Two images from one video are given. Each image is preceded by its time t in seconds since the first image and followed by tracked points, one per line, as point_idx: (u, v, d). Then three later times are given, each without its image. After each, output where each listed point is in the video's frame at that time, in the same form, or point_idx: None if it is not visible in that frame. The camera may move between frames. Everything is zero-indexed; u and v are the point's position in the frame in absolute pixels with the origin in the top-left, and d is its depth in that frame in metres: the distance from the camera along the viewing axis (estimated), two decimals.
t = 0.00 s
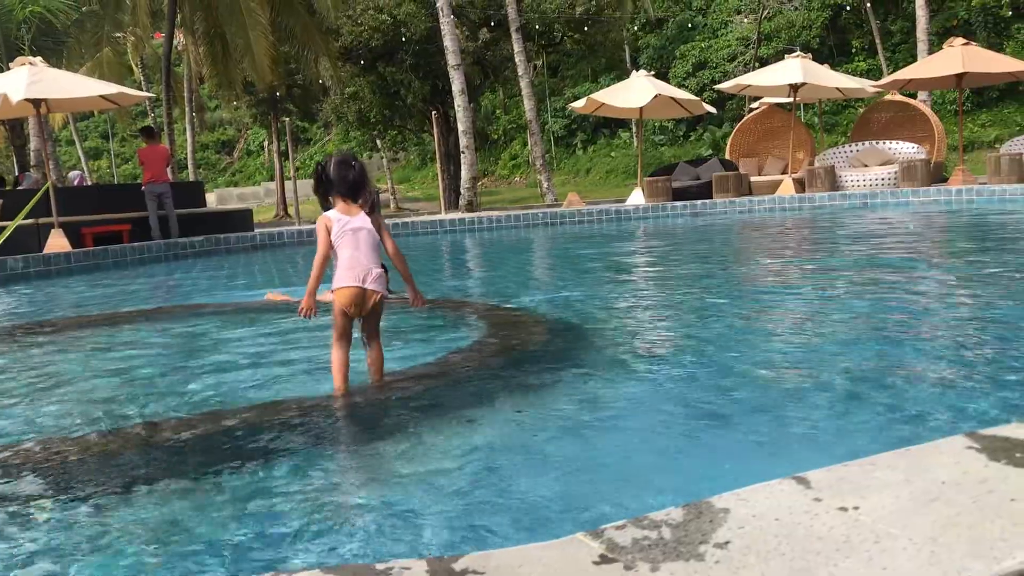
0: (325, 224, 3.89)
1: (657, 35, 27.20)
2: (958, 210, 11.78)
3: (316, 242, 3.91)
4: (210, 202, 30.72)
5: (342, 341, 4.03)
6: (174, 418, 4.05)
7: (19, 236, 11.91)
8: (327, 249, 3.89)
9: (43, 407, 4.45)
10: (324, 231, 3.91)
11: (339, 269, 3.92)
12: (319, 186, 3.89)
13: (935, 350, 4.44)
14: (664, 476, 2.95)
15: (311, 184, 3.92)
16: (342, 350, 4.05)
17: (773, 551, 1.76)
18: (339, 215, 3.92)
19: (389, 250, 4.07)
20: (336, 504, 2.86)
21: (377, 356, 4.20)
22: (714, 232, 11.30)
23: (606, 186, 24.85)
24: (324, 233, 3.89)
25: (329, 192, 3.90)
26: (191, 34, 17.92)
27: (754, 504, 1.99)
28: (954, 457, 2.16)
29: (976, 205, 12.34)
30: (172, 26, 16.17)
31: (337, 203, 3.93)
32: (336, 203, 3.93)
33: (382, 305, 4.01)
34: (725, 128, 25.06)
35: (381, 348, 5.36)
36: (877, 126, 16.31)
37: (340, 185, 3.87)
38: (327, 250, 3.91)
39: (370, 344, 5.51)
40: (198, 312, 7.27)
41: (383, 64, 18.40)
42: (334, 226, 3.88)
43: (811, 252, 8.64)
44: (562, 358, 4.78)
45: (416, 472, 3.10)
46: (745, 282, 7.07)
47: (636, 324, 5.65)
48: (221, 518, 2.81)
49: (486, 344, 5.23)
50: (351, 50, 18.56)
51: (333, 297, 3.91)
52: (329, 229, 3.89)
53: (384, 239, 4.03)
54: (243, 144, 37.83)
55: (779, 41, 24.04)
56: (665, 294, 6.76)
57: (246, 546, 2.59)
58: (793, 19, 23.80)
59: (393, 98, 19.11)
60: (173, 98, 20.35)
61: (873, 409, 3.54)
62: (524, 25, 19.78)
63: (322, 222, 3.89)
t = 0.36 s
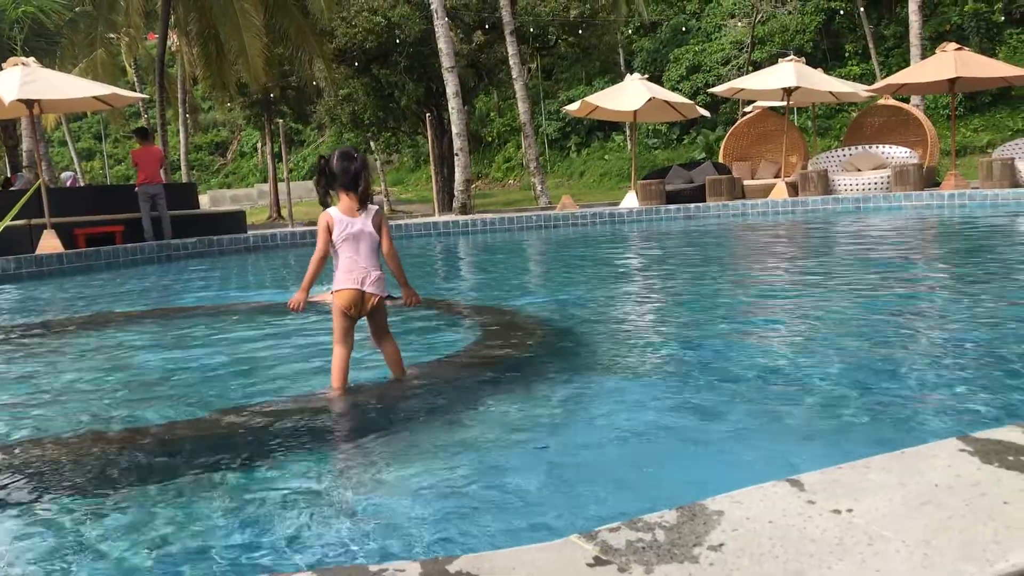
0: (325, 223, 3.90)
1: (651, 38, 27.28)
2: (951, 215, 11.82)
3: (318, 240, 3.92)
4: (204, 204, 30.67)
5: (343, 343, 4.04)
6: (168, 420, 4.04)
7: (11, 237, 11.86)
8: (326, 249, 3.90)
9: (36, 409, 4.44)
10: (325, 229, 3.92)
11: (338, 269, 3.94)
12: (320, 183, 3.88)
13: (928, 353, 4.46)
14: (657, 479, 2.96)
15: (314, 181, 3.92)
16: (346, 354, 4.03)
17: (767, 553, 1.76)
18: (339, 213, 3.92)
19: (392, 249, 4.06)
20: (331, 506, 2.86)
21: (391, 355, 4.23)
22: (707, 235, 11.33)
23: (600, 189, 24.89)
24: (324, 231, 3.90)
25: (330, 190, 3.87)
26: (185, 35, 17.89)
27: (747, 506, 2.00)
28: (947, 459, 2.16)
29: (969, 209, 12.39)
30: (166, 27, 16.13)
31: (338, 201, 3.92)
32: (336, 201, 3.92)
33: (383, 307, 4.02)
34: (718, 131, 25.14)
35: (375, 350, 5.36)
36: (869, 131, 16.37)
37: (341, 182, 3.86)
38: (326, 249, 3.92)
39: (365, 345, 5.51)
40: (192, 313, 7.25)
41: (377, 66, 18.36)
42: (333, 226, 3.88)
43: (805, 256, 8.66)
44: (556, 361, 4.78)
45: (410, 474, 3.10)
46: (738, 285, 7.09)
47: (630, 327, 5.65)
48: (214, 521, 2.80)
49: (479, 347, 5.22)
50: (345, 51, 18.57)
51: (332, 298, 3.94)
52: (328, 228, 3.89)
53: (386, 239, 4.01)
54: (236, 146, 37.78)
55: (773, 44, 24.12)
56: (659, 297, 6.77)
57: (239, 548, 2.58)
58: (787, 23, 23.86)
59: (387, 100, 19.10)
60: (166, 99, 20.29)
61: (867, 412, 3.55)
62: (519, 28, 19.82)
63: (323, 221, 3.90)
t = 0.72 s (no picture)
0: (347, 223, 4.05)
1: (645, 41, 27.31)
2: (942, 219, 11.87)
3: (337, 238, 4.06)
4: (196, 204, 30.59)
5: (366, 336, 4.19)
6: (161, 421, 4.02)
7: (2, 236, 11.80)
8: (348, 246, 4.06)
9: (28, 409, 4.41)
10: (345, 227, 4.06)
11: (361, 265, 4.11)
12: (339, 183, 4.04)
13: (919, 357, 4.47)
14: (651, 481, 2.97)
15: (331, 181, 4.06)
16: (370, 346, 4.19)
17: (760, 556, 1.77)
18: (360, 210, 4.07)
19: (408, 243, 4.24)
20: (322, 507, 2.86)
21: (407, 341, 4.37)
22: (700, 238, 11.35)
23: (593, 191, 24.92)
24: (345, 229, 4.05)
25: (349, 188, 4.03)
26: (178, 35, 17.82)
27: (741, 508, 2.00)
28: (940, 463, 2.17)
29: (960, 213, 12.43)
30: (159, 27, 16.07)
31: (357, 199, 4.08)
32: (356, 198, 4.07)
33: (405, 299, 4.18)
34: (712, 134, 25.19)
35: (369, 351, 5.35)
36: (862, 135, 16.43)
37: (358, 181, 4.02)
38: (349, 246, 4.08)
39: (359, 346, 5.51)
40: (184, 313, 7.23)
41: (371, 66, 18.37)
42: (354, 224, 4.03)
43: (797, 258, 8.69)
44: (550, 363, 4.78)
45: (406, 475, 3.09)
46: (731, 288, 7.10)
47: (623, 329, 5.66)
48: (207, 521, 2.79)
49: (473, 348, 5.23)
50: (339, 52, 18.59)
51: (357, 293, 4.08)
52: (349, 227, 4.04)
53: (404, 232, 4.19)
54: (229, 146, 37.70)
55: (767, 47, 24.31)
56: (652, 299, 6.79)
57: (231, 549, 2.58)
58: (780, 26, 23.89)
59: (381, 100, 19.09)
60: (159, 98, 20.21)
61: (859, 415, 3.57)
62: (513, 30, 19.83)
63: (343, 220, 4.05)
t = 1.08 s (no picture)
0: (375, 221, 4.13)
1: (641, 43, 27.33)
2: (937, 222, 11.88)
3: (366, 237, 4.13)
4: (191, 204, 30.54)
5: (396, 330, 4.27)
6: (156, 421, 4.01)
7: None
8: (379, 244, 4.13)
9: (23, 409, 4.40)
10: (373, 227, 4.13)
11: (391, 262, 4.19)
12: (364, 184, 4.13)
13: (914, 360, 4.48)
14: (648, 483, 2.97)
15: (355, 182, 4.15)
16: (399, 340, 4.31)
17: (756, 558, 1.77)
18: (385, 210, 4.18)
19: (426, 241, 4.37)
20: (318, 509, 2.85)
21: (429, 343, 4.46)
22: (696, 240, 11.36)
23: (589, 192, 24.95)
24: (373, 228, 4.13)
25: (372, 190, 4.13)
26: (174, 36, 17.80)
27: (737, 511, 2.01)
28: (935, 466, 2.18)
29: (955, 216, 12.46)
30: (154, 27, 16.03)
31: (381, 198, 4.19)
32: (381, 198, 4.18)
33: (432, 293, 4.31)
34: (708, 136, 25.25)
35: (366, 351, 5.35)
36: (857, 137, 16.47)
37: (380, 182, 4.16)
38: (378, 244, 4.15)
39: (355, 348, 5.51)
40: (179, 314, 7.22)
41: (368, 67, 18.41)
42: (385, 222, 4.11)
43: (793, 261, 8.70)
44: (547, 364, 4.78)
45: (402, 477, 3.09)
46: (726, 290, 7.10)
47: (618, 331, 5.66)
48: (202, 523, 2.78)
49: (468, 349, 5.23)
50: (335, 53, 18.59)
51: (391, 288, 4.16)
52: (378, 225, 4.13)
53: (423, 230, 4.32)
54: (225, 147, 37.67)
55: (762, 50, 24.28)
56: (648, 301, 6.79)
57: (226, 551, 2.57)
58: (775, 28, 23.89)
59: (377, 102, 19.12)
60: (155, 98, 20.19)
61: (854, 418, 3.57)
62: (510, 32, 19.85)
63: (372, 218, 4.13)
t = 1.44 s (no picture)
0: (389, 223, 4.30)
1: (640, 44, 27.34)
2: (936, 223, 11.89)
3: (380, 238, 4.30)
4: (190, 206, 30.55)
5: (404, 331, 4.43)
6: (154, 423, 4.00)
7: None
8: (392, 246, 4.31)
9: (21, 411, 4.39)
10: (389, 229, 4.28)
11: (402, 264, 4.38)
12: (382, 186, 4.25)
13: (913, 361, 4.49)
14: (647, 483, 2.97)
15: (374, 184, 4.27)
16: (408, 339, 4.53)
17: (754, 559, 1.78)
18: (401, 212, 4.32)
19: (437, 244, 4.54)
20: (316, 510, 2.85)
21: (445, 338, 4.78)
22: (694, 241, 11.36)
23: (588, 194, 24.97)
24: (386, 230, 4.30)
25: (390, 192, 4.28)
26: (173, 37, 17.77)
27: (735, 512, 2.01)
28: (933, 467, 2.18)
29: (954, 217, 12.46)
30: (152, 29, 16.01)
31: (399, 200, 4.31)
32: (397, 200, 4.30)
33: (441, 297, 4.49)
34: (706, 138, 25.28)
35: (364, 353, 5.36)
36: (856, 139, 16.48)
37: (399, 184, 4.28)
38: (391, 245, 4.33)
39: (353, 349, 5.50)
40: (179, 315, 7.22)
41: (367, 69, 18.63)
42: (398, 226, 4.27)
43: (792, 262, 8.72)
44: (546, 366, 4.77)
45: (401, 478, 3.08)
46: (725, 291, 7.10)
47: (616, 332, 5.66)
48: (201, 524, 2.78)
49: (467, 350, 5.23)
50: (333, 54, 18.54)
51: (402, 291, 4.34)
52: (391, 227, 4.29)
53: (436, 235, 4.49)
54: (223, 148, 37.69)
55: (761, 52, 23.97)
56: (647, 302, 6.79)
57: (225, 551, 2.57)
58: (773, 30, 23.88)
59: (376, 103, 19.19)
60: (154, 99, 20.19)
61: (854, 419, 3.57)
62: (508, 33, 19.87)
63: (387, 221, 4.28)
